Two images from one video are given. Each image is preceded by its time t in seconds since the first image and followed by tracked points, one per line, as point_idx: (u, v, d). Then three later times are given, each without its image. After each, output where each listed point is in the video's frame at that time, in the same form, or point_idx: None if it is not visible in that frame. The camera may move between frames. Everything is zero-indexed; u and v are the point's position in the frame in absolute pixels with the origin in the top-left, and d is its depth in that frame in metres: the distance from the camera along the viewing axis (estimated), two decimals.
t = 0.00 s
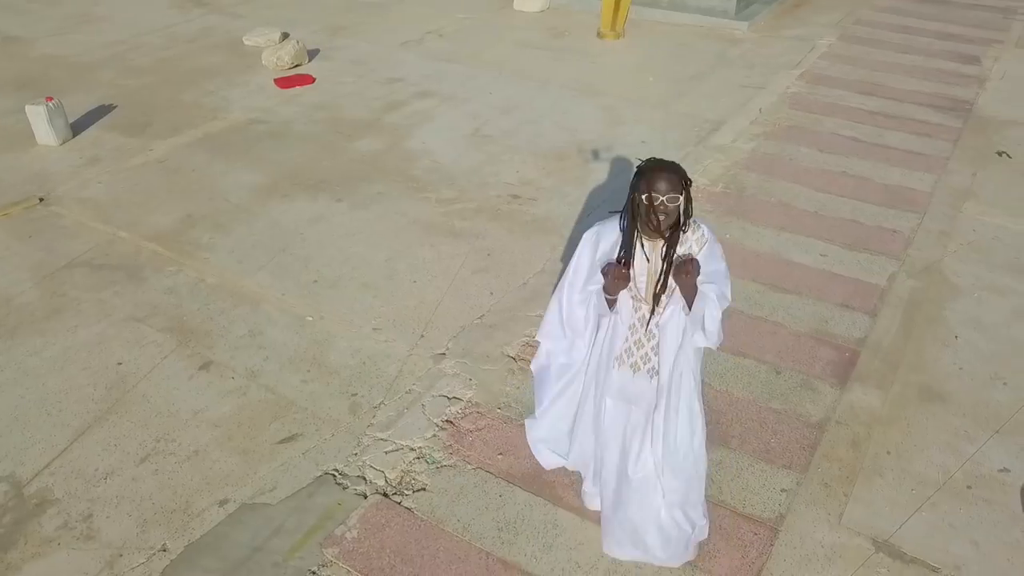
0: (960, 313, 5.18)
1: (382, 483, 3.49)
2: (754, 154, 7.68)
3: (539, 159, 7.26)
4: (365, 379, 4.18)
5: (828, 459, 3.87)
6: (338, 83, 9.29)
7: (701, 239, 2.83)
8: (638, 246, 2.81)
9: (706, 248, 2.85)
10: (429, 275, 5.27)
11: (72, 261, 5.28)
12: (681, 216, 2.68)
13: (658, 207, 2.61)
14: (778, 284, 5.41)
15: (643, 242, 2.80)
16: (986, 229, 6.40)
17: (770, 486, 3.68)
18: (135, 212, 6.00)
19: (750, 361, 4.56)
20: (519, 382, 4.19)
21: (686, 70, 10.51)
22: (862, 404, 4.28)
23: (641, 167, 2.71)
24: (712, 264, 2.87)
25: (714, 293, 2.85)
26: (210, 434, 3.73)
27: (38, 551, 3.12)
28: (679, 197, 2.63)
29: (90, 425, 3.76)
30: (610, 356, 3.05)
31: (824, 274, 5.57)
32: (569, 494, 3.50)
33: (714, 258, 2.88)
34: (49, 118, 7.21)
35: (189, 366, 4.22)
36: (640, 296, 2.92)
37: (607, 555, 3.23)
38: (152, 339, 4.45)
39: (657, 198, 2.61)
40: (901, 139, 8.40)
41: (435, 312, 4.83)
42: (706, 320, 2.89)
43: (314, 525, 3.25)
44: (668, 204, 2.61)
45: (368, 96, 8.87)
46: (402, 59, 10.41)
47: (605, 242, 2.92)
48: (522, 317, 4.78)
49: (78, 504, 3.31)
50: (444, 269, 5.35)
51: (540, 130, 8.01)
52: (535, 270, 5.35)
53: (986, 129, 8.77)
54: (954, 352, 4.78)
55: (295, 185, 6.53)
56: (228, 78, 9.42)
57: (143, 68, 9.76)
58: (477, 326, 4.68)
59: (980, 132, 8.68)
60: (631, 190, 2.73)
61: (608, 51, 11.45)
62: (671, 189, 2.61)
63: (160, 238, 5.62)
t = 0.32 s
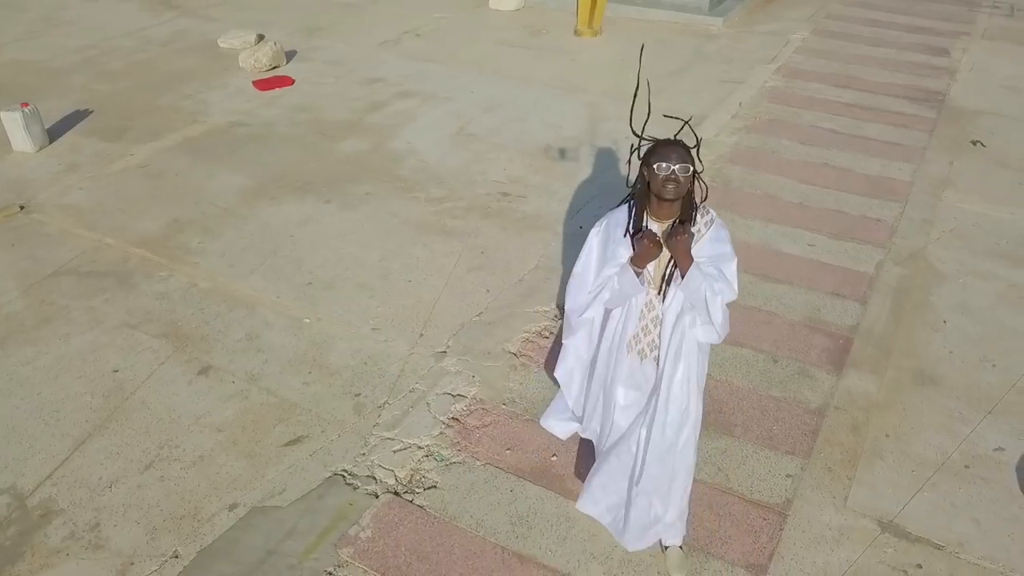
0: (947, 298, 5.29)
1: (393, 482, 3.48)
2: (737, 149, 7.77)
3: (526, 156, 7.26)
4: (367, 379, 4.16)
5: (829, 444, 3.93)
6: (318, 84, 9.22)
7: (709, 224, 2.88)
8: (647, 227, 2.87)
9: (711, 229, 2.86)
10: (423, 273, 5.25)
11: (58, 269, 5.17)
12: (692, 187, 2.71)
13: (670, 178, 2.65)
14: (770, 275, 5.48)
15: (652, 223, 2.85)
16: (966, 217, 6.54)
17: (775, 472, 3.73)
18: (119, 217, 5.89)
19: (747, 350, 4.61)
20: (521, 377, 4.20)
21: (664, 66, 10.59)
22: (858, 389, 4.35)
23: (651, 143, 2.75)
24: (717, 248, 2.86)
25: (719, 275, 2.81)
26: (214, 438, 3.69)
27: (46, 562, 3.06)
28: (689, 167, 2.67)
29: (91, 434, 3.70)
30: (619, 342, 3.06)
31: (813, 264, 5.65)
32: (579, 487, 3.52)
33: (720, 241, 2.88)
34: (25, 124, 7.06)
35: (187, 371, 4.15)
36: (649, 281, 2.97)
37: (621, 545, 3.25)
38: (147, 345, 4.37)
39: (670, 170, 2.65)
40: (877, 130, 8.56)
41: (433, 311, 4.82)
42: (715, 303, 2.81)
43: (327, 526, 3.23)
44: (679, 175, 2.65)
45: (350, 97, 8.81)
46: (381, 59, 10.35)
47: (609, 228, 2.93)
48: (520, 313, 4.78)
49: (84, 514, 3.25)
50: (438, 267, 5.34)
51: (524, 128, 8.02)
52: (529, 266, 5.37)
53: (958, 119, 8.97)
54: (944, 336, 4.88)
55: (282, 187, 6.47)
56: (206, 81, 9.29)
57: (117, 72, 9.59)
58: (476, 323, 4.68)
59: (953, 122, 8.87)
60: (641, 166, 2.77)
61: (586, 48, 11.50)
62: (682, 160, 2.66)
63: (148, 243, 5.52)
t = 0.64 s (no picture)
0: (926, 282, 5.42)
1: (398, 481, 3.47)
2: (714, 143, 7.88)
3: (507, 155, 7.27)
4: (364, 379, 4.14)
5: (823, 428, 4.01)
6: (291, 86, 9.12)
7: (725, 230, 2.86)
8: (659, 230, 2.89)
9: (729, 236, 2.84)
10: (412, 273, 5.23)
11: (38, 279, 5.04)
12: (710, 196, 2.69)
13: (687, 188, 2.63)
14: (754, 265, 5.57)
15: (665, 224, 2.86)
16: (938, 205, 6.71)
17: (774, 457, 3.79)
18: (98, 224, 5.77)
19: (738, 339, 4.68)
20: (519, 373, 4.22)
21: (637, 62, 10.67)
22: (848, 373, 4.44)
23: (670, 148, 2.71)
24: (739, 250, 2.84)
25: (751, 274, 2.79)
26: (213, 444, 3.64)
27: None
28: (708, 177, 2.64)
29: (86, 444, 3.63)
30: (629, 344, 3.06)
31: (795, 253, 5.75)
32: (584, 479, 3.55)
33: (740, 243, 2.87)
34: None
35: (180, 377, 4.09)
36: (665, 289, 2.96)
37: (629, 534, 3.29)
38: (137, 352, 4.30)
39: (687, 180, 2.62)
40: (848, 121, 8.73)
41: (426, 310, 4.81)
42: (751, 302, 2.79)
43: (335, 526, 3.22)
44: (697, 186, 2.63)
45: (325, 98, 8.73)
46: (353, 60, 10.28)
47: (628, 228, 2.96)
48: (512, 310, 4.80)
49: (86, 525, 3.20)
50: (427, 266, 5.33)
51: (503, 126, 8.03)
52: (518, 263, 5.38)
53: (924, 109, 9.19)
54: (926, 320, 5.00)
55: (263, 189, 6.39)
56: (176, 85, 9.14)
57: (83, 78, 9.39)
58: (469, 320, 4.68)
59: (920, 112, 9.08)
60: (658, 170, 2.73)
61: (557, 46, 11.54)
62: (700, 170, 2.62)
63: (130, 249, 5.42)
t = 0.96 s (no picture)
0: (903, 268, 5.55)
1: (401, 479, 3.47)
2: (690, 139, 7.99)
3: (487, 153, 7.28)
4: (359, 380, 4.13)
5: (814, 411, 4.10)
6: (264, 89, 9.03)
7: (766, 229, 3.03)
8: (697, 244, 3.07)
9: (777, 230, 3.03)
10: (400, 273, 5.22)
11: (17, 289, 4.93)
12: (742, 209, 2.90)
13: (720, 199, 2.85)
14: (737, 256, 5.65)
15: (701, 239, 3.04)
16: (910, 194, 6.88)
17: (769, 441, 3.87)
18: (75, 232, 5.65)
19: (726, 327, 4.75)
20: (514, 368, 4.24)
21: (609, 59, 10.75)
22: (834, 358, 4.54)
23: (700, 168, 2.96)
24: (809, 222, 3.06)
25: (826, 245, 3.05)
26: (212, 450, 3.61)
27: None
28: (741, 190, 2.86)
29: (80, 454, 3.56)
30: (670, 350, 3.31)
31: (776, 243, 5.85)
32: (586, 470, 3.58)
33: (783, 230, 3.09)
34: None
35: (172, 384, 4.03)
36: (711, 293, 3.15)
37: (635, 522, 3.34)
38: (126, 361, 4.23)
39: (719, 191, 2.84)
40: (818, 113, 8.90)
41: (416, 309, 4.80)
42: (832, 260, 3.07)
43: (342, 527, 3.21)
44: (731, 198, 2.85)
45: (299, 100, 8.66)
46: (325, 62, 10.20)
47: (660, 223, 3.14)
48: (503, 307, 4.82)
49: (86, 536, 3.15)
50: (414, 266, 5.32)
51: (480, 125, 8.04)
52: (505, 261, 5.40)
53: (890, 99, 9.40)
54: (905, 304, 5.13)
55: (243, 193, 6.32)
56: (145, 90, 8.98)
57: (48, 85, 9.19)
58: (461, 319, 4.69)
59: (886, 103, 9.29)
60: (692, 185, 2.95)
61: (529, 44, 11.57)
62: (733, 182, 2.84)
63: (110, 256, 5.32)
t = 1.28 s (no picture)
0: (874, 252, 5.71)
1: (400, 475, 3.49)
2: (660, 134, 8.11)
3: (462, 151, 7.29)
4: (350, 379, 4.12)
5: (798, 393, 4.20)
6: (231, 92, 8.92)
7: (782, 231, 2.60)
8: (716, 246, 2.62)
9: (792, 229, 2.61)
10: (383, 271, 5.20)
11: None
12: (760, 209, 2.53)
13: (736, 197, 2.48)
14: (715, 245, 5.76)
15: (721, 240, 2.61)
16: (875, 183, 7.10)
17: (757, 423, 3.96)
18: (47, 241, 5.53)
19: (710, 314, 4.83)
20: (504, 362, 4.27)
21: (575, 56, 10.83)
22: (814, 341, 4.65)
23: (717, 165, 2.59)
24: (820, 221, 2.66)
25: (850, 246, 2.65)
26: (206, 454, 3.58)
27: None
28: (761, 189, 2.49)
29: (71, 464, 3.50)
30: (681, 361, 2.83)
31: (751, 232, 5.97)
32: (583, 459, 3.63)
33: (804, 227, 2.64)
34: None
35: (160, 391, 3.99)
36: (727, 297, 2.68)
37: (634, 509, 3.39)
38: (110, 368, 4.16)
39: (735, 189, 2.48)
40: (783, 105, 9.08)
41: (402, 307, 4.80)
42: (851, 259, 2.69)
43: (344, 524, 3.21)
44: (748, 196, 2.48)
45: (268, 103, 8.56)
46: (292, 64, 10.11)
47: (675, 218, 2.73)
48: (489, 303, 4.85)
49: (84, 545, 3.11)
50: (398, 264, 5.32)
51: (453, 124, 8.05)
52: (488, 257, 5.43)
53: (851, 90, 9.63)
54: (879, 287, 5.28)
55: (218, 197, 6.24)
56: (108, 96, 8.81)
57: (6, 92, 8.95)
58: (448, 315, 4.71)
59: (848, 93, 9.53)
60: (709, 184, 2.58)
61: (495, 43, 11.61)
62: (752, 180, 2.48)
63: (85, 264, 5.21)
